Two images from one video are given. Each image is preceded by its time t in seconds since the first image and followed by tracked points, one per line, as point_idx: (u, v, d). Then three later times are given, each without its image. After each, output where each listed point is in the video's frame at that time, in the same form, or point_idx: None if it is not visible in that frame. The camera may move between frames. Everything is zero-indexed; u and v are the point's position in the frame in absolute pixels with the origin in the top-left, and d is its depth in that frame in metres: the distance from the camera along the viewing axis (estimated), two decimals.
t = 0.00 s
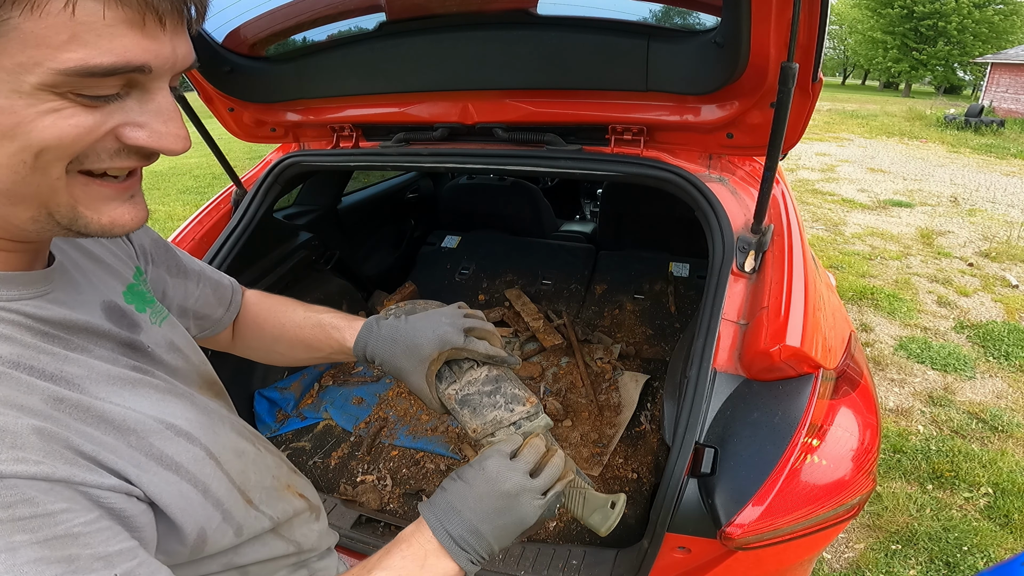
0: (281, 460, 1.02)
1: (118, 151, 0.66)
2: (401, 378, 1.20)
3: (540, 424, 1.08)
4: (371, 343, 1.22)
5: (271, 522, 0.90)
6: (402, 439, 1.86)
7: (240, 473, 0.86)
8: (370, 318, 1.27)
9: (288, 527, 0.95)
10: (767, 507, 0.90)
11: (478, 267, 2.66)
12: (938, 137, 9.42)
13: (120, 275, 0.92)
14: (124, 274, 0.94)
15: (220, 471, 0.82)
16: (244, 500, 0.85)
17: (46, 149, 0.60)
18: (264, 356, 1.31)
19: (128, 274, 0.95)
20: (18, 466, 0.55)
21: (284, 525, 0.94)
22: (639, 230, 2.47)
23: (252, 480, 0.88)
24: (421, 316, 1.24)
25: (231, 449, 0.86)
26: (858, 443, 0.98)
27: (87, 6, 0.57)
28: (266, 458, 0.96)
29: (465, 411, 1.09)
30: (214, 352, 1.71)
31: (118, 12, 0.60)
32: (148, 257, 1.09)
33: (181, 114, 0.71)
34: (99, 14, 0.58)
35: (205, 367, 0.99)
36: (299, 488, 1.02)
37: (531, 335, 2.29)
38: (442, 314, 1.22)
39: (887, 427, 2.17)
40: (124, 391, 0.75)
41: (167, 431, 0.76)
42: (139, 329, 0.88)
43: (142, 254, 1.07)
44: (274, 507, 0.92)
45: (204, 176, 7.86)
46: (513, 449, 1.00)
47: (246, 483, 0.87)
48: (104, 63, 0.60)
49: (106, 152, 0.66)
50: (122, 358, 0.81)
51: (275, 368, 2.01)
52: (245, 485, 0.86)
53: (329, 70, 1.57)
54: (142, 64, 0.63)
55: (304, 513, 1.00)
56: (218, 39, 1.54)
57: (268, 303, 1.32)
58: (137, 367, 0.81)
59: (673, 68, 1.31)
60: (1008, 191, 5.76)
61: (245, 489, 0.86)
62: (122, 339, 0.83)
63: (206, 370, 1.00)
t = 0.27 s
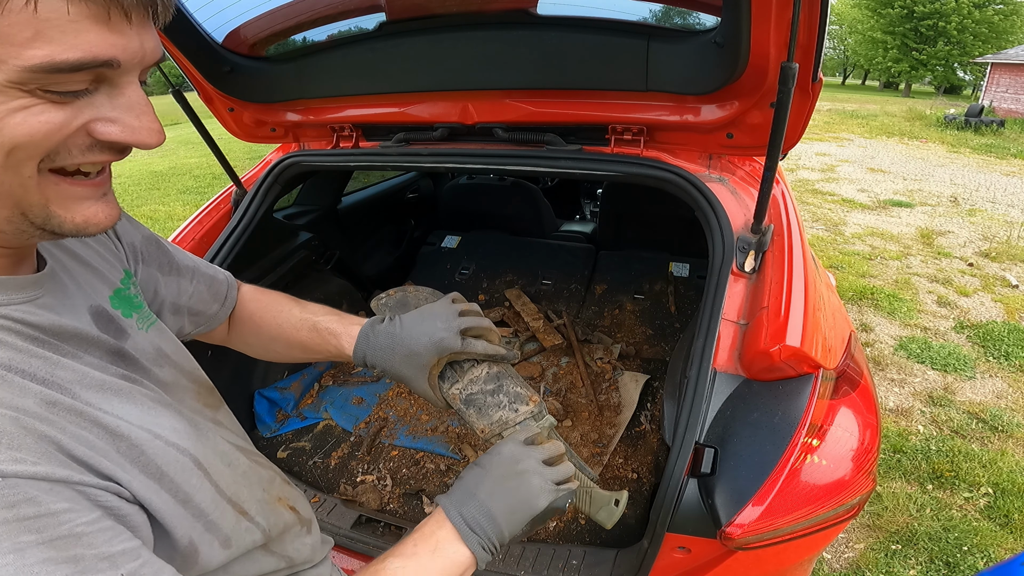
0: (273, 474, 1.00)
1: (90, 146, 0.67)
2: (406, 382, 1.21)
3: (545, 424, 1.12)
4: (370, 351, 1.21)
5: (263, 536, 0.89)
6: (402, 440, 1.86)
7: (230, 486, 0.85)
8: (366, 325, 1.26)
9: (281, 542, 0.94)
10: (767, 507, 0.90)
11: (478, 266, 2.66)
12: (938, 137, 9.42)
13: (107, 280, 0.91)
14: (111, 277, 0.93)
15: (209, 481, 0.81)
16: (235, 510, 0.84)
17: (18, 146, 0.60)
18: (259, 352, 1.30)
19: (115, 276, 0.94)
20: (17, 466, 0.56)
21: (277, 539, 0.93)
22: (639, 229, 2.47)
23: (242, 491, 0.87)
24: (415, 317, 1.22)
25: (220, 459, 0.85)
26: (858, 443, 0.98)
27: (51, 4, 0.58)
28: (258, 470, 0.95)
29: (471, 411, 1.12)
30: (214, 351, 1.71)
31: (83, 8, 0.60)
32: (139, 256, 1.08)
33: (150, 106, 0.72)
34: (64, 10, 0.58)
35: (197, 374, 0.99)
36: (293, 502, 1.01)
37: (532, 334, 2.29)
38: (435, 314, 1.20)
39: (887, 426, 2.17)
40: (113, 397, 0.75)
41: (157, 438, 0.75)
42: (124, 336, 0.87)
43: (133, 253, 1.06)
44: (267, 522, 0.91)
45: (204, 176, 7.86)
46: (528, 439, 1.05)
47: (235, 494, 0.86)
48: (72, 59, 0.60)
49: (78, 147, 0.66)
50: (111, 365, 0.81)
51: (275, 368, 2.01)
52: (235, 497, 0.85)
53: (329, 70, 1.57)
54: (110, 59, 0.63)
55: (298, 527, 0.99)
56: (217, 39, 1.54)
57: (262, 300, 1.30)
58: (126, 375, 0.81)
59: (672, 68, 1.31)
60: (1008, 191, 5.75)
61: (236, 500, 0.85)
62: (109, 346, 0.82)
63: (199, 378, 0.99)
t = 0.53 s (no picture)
0: (251, 479, 1.01)
1: (85, 154, 0.67)
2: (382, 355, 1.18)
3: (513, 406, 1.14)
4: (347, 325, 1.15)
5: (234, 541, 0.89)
6: (402, 440, 1.86)
7: (201, 489, 0.86)
8: (342, 297, 1.19)
9: (258, 548, 0.94)
10: (767, 507, 0.90)
11: (479, 266, 2.66)
12: (937, 137, 9.42)
13: (69, 282, 0.87)
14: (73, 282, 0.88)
15: (172, 484, 0.81)
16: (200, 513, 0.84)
17: (16, 153, 0.60)
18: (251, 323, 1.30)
19: (79, 276, 0.90)
20: None
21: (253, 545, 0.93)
22: (639, 229, 2.47)
23: (212, 496, 0.88)
24: (393, 288, 1.16)
25: (188, 462, 0.85)
26: (857, 443, 0.98)
27: (50, 11, 0.57)
28: (232, 477, 0.95)
29: (448, 387, 1.10)
30: (214, 351, 1.71)
31: (81, 15, 0.60)
32: (110, 247, 1.05)
33: (142, 108, 0.73)
34: (63, 17, 0.58)
35: (178, 377, 0.97)
36: (271, 510, 1.02)
37: (531, 335, 2.29)
38: (415, 288, 1.15)
39: (887, 426, 2.17)
40: (74, 398, 0.74)
41: (115, 437, 0.75)
42: (89, 338, 0.84)
43: (103, 246, 1.04)
44: (241, 526, 0.92)
45: (204, 176, 7.86)
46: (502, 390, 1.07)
47: (203, 498, 0.86)
48: (72, 65, 0.60)
49: (73, 155, 0.66)
50: (73, 368, 0.78)
51: (275, 368, 2.01)
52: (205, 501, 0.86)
53: (329, 70, 1.57)
54: (108, 65, 0.63)
55: (273, 535, 0.99)
56: (217, 39, 1.54)
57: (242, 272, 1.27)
58: (89, 377, 0.79)
59: (672, 68, 1.31)
60: (1008, 190, 5.75)
61: (204, 505, 0.86)
62: (73, 347, 0.80)
63: (181, 384, 0.98)
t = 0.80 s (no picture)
0: (235, 478, 1.01)
1: (54, 154, 0.69)
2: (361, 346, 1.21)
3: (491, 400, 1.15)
4: (328, 315, 1.18)
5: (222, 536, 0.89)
6: (402, 440, 1.86)
7: (186, 486, 0.85)
8: (326, 288, 1.22)
9: (246, 545, 0.94)
10: (767, 507, 0.90)
11: (478, 266, 2.66)
12: (937, 137, 9.42)
13: (36, 284, 0.85)
14: (41, 283, 0.86)
15: (158, 481, 0.80)
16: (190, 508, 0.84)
17: None
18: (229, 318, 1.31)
19: (47, 278, 0.88)
20: None
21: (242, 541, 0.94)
22: (639, 229, 2.48)
23: (199, 491, 0.87)
24: (376, 283, 1.19)
25: (171, 459, 0.85)
26: (858, 443, 0.98)
27: (18, 19, 0.58)
28: (216, 474, 0.94)
29: (425, 379, 1.15)
30: (214, 351, 1.71)
31: (45, 22, 0.61)
32: (73, 249, 1.04)
33: (107, 111, 0.74)
34: (29, 25, 0.59)
35: (149, 377, 0.96)
36: (256, 508, 1.02)
37: (532, 335, 2.29)
38: (398, 283, 1.18)
39: (887, 427, 2.17)
40: (54, 397, 0.72)
41: (98, 435, 0.74)
42: (58, 340, 0.82)
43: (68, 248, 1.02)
44: (226, 524, 0.91)
45: (204, 176, 7.87)
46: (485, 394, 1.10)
47: (191, 494, 0.85)
48: (40, 71, 0.61)
49: (43, 155, 0.68)
50: (45, 371, 0.76)
51: (275, 368, 2.01)
52: (191, 497, 0.85)
53: (329, 70, 1.57)
54: (74, 70, 0.65)
55: (261, 532, 0.99)
56: (217, 39, 1.54)
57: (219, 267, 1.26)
58: (63, 378, 0.77)
59: (672, 68, 1.31)
60: (1008, 190, 5.75)
61: (189, 501, 0.85)
62: (46, 347, 0.77)
63: (157, 381, 0.98)
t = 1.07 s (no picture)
0: (226, 479, 1.00)
1: (41, 159, 0.71)
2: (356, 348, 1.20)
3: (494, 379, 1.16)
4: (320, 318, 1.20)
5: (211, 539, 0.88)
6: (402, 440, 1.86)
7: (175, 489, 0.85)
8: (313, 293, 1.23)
9: (236, 546, 0.94)
10: (767, 507, 0.90)
11: (478, 266, 2.66)
12: (937, 137, 9.42)
13: (19, 291, 0.84)
14: (22, 287, 0.85)
15: (146, 484, 0.79)
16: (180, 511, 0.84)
17: None
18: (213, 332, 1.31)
19: (29, 286, 0.87)
20: None
21: (231, 543, 0.93)
22: (639, 229, 2.48)
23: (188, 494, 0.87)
24: (366, 283, 1.21)
25: (161, 462, 0.84)
26: (858, 443, 0.98)
27: (5, 26, 0.60)
28: (206, 476, 0.94)
29: (425, 372, 1.15)
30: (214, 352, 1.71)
31: (33, 30, 0.63)
32: (56, 259, 1.03)
33: (93, 115, 0.76)
34: (17, 32, 0.61)
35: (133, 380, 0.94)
36: (249, 509, 1.02)
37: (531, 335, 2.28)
38: (388, 280, 1.20)
39: (887, 427, 2.17)
40: (42, 400, 0.71)
41: (87, 439, 0.72)
42: (46, 343, 0.82)
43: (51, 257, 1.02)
44: (214, 525, 0.91)
45: (204, 176, 7.86)
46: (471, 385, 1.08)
47: (182, 496, 0.85)
48: (27, 78, 0.63)
49: (30, 159, 0.69)
50: (33, 374, 0.74)
51: (275, 368, 2.01)
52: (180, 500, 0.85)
53: (329, 70, 1.57)
54: (61, 76, 0.67)
55: (252, 533, 0.99)
56: (217, 39, 1.54)
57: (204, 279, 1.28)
58: (51, 382, 0.76)
59: (672, 68, 1.31)
60: (1008, 190, 5.76)
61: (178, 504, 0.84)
62: (33, 350, 0.76)
63: (143, 386, 0.96)
